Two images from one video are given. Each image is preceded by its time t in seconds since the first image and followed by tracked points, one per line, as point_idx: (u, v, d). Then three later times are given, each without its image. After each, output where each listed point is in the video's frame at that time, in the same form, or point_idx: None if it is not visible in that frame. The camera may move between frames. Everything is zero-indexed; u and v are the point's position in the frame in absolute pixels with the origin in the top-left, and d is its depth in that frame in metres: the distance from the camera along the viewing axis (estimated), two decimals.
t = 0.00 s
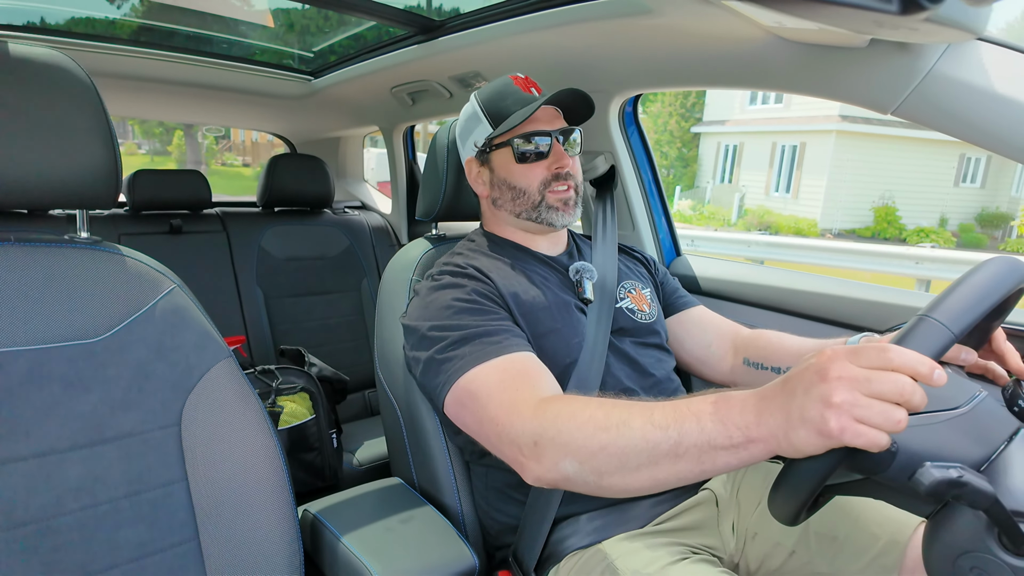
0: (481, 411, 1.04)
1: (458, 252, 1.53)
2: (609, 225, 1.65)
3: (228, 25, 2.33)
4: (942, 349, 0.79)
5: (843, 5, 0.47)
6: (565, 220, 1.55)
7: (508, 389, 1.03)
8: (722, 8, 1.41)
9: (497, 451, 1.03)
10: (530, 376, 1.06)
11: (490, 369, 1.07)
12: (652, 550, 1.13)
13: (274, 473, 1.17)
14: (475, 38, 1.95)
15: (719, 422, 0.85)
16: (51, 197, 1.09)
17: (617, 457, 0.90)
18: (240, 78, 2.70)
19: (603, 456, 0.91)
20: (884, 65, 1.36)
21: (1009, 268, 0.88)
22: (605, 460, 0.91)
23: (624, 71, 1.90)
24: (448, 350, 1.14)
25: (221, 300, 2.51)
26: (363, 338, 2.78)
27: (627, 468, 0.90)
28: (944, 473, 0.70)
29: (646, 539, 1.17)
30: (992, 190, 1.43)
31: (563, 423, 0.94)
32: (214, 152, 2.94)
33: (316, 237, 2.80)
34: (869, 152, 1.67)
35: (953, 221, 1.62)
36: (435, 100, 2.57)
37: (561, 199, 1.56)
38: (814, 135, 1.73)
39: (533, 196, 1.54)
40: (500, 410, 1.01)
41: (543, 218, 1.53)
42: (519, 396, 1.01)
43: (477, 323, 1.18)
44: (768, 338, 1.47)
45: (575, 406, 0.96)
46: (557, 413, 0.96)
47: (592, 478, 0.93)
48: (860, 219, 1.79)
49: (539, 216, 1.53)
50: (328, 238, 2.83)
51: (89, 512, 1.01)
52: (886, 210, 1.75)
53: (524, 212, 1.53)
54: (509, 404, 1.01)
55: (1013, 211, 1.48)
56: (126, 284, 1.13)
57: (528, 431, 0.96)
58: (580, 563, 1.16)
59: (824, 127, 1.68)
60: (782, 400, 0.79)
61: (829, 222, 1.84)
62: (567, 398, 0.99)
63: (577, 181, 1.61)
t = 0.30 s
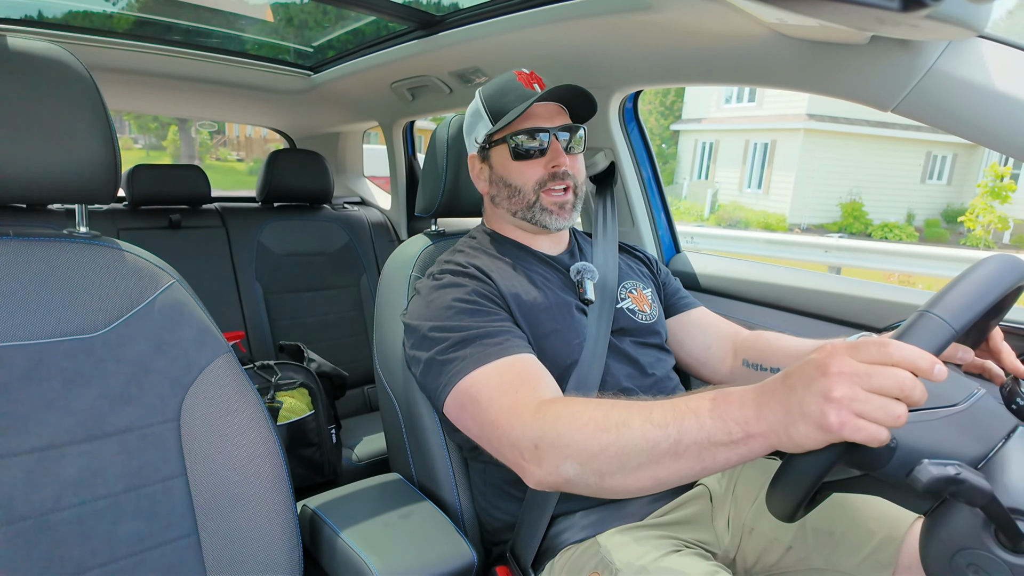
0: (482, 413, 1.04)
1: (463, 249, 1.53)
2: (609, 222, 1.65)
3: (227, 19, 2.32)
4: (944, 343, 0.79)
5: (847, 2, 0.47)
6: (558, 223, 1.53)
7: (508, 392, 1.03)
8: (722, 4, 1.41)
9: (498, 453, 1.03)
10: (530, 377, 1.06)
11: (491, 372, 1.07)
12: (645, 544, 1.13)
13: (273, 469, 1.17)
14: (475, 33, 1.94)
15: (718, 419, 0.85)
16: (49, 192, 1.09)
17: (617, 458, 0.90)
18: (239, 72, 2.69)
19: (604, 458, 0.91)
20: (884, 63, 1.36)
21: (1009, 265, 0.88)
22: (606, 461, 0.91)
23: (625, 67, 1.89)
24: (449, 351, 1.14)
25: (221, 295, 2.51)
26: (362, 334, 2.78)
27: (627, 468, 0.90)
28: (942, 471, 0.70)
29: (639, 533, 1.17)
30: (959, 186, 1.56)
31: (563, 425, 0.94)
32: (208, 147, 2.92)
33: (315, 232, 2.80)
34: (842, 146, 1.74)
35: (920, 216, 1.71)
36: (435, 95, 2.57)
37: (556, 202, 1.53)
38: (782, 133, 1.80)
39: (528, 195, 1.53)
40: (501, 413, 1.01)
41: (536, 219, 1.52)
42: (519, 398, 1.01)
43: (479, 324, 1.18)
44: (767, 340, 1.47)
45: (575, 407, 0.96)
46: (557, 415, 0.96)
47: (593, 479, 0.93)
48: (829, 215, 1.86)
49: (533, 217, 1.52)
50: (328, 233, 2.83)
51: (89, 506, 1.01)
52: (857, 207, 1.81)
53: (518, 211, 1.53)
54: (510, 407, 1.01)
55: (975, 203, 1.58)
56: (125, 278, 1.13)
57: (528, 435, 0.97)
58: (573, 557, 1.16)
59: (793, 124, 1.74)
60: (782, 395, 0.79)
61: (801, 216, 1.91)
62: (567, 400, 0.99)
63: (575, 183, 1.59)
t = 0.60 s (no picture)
0: (481, 409, 1.04)
1: (457, 249, 1.53)
2: (609, 221, 1.65)
3: (227, 18, 2.32)
4: (943, 341, 0.79)
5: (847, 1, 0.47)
6: (535, 227, 1.52)
7: (507, 386, 1.03)
8: (722, 2, 1.41)
9: (497, 448, 1.03)
10: (530, 372, 1.06)
11: (490, 367, 1.07)
12: (647, 543, 1.13)
13: (272, 468, 1.17)
14: (475, 32, 1.94)
15: (718, 416, 0.85)
16: (49, 191, 1.08)
17: (617, 452, 0.90)
18: (239, 71, 2.70)
19: (604, 452, 0.91)
20: (884, 61, 1.36)
21: (1008, 263, 0.88)
22: (606, 456, 0.91)
23: (624, 66, 1.89)
24: (448, 347, 1.15)
25: (220, 293, 2.50)
26: (361, 332, 2.78)
27: (627, 463, 0.90)
28: (941, 469, 0.70)
29: (640, 531, 1.17)
30: (927, 183, 1.61)
31: (564, 419, 0.94)
32: (203, 146, 2.91)
33: (315, 231, 2.80)
34: (824, 145, 1.74)
35: (891, 214, 1.72)
36: (435, 94, 2.57)
37: (532, 204, 1.52)
38: (754, 133, 1.83)
39: (501, 202, 1.53)
40: (501, 408, 1.01)
41: (514, 224, 1.51)
42: (519, 393, 1.01)
43: (476, 321, 1.18)
44: (768, 334, 1.45)
45: (576, 401, 0.96)
46: (557, 409, 0.96)
47: (593, 473, 0.93)
48: (800, 212, 1.89)
49: (510, 222, 1.52)
50: (327, 232, 2.83)
51: (89, 505, 1.02)
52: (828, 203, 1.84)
53: (495, 218, 1.53)
54: (510, 402, 1.01)
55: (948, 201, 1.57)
56: (125, 277, 1.13)
57: (528, 429, 0.97)
58: (575, 554, 1.16)
59: (764, 125, 1.78)
60: (782, 393, 0.79)
61: (773, 215, 1.93)
62: (568, 394, 0.99)
63: (552, 184, 1.56)
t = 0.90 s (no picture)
0: (481, 409, 1.04)
1: (457, 250, 1.53)
2: (609, 221, 1.65)
3: (227, 18, 2.32)
4: (942, 341, 0.79)
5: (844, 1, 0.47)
6: (531, 228, 1.52)
7: (507, 386, 1.03)
8: (721, 2, 1.41)
9: (497, 448, 1.03)
10: (530, 372, 1.06)
11: (489, 367, 1.07)
12: (647, 543, 1.13)
13: (272, 468, 1.17)
14: (475, 32, 1.94)
15: (719, 416, 0.85)
16: (49, 191, 1.08)
17: (617, 452, 0.90)
18: (238, 71, 2.70)
19: (604, 452, 0.91)
20: (884, 61, 1.36)
21: (1008, 264, 0.88)
22: (606, 456, 0.91)
23: (624, 66, 1.89)
24: (448, 347, 1.15)
25: (220, 294, 2.50)
26: (361, 332, 2.78)
27: (627, 463, 0.90)
28: (941, 469, 0.70)
29: (640, 531, 1.17)
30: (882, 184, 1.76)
31: (564, 419, 0.94)
32: (199, 146, 2.89)
33: (315, 231, 2.80)
34: (818, 147, 1.77)
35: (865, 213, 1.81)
36: (434, 94, 2.57)
37: (528, 205, 1.52)
38: (731, 134, 1.93)
39: (497, 204, 1.53)
40: (501, 408, 1.01)
41: (510, 225, 1.51)
42: (519, 393, 1.01)
43: (475, 321, 1.18)
44: (768, 334, 1.45)
45: (576, 402, 0.96)
46: (557, 409, 0.96)
47: (593, 474, 0.93)
48: (776, 209, 1.98)
49: (508, 224, 1.51)
50: (327, 232, 2.83)
51: (89, 505, 1.02)
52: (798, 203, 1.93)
53: (491, 220, 1.53)
54: (510, 402, 1.01)
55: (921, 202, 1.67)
56: (125, 278, 1.13)
57: (528, 429, 0.97)
58: (575, 555, 1.16)
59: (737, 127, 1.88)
60: (782, 393, 0.79)
61: (749, 213, 2.03)
62: (568, 394, 0.99)
63: (548, 184, 1.56)
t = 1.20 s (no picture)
0: (481, 409, 1.04)
1: (458, 250, 1.52)
2: (609, 221, 1.65)
3: (226, 18, 2.32)
4: (943, 340, 0.79)
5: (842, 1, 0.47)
6: (536, 229, 1.52)
7: (507, 387, 1.03)
8: (720, 2, 1.41)
9: (497, 448, 1.03)
10: (530, 372, 1.06)
11: (490, 367, 1.07)
12: (647, 543, 1.13)
13: (272, 468, 1.17)
14: (474, 32, 1.94)
15: (719, 415, 0.85)
16: (48, 191, 1.08)
17: (618, 452, 0.90)
18: (238, 71, 2.70)
19: (604, 452, 0.91)
20: (884, 62, 1.36)
21: (1008, 264, 0.88)
22: (606, 456, 0.91)
23: (623, 66, 1.90)
24: (448, 347, 1.15)
25: (219, 293, 2.50)
26: (361, 332, 2.78)
27: (627, 463, 0.90)
28: (940, 469, 0.70)
29: (640, 531, 1.17)
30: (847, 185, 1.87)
31: (564, 418, 0.94)
32: (195, 146, 2.92)
33: (315, 231, 2.80)
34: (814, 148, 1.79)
35: (842, 211, 1.87)
36: (433, 94, 2.57)
37: (533, 207, 1.52)
38: (709, 134, 2.04)
39: (502, 205, 1.52)
40: (501, 408, 1.01)
41: (514, 227, 1.51)
42: (519, 393, 1.01)
43: (476, 322, 1.18)
44: (768, 336, 1.45)
45: (576, 402, 0.96)
46: (557, 409, 0.96)
47: (593, 473, 0.93)
48: (755, 208, 2.07)
49: (511, 225, 1.51)
50: (327, 232, 2.83)
51: (89, 505, 1.01)
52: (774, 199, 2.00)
53: (496, 221, 1.53)
54: (510, 403, 1.01)
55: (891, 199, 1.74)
56: (125, 278, 1.13)
57: (528, 430, 0.97)
58: (575, 555, 1.16)
59: (716, 127, 1.97)
60: (783, 392, 0.79)
61: (727, 212, 2.13)
62: (568, 394, 0.99)
63: (553, 186, 1.56)
